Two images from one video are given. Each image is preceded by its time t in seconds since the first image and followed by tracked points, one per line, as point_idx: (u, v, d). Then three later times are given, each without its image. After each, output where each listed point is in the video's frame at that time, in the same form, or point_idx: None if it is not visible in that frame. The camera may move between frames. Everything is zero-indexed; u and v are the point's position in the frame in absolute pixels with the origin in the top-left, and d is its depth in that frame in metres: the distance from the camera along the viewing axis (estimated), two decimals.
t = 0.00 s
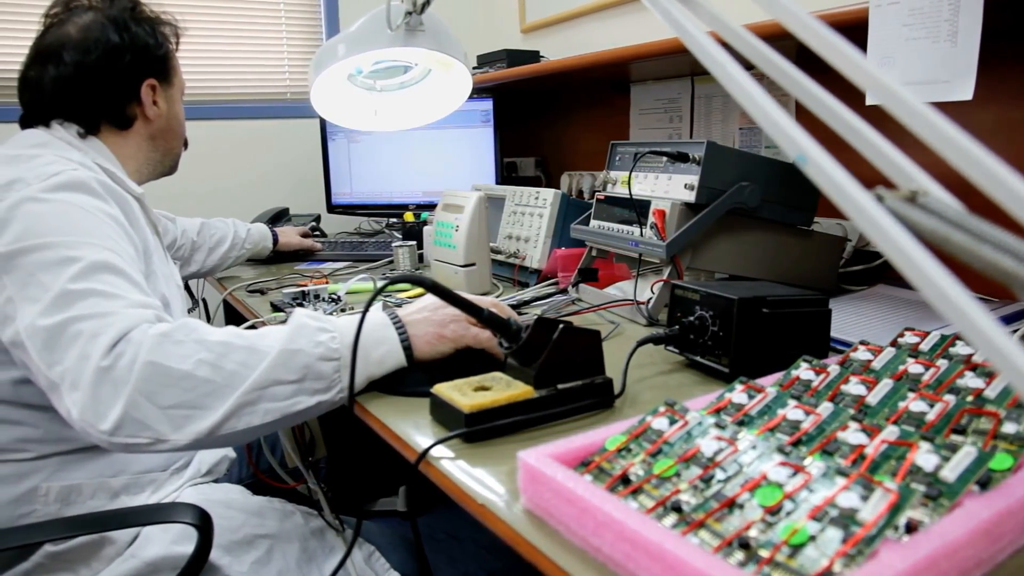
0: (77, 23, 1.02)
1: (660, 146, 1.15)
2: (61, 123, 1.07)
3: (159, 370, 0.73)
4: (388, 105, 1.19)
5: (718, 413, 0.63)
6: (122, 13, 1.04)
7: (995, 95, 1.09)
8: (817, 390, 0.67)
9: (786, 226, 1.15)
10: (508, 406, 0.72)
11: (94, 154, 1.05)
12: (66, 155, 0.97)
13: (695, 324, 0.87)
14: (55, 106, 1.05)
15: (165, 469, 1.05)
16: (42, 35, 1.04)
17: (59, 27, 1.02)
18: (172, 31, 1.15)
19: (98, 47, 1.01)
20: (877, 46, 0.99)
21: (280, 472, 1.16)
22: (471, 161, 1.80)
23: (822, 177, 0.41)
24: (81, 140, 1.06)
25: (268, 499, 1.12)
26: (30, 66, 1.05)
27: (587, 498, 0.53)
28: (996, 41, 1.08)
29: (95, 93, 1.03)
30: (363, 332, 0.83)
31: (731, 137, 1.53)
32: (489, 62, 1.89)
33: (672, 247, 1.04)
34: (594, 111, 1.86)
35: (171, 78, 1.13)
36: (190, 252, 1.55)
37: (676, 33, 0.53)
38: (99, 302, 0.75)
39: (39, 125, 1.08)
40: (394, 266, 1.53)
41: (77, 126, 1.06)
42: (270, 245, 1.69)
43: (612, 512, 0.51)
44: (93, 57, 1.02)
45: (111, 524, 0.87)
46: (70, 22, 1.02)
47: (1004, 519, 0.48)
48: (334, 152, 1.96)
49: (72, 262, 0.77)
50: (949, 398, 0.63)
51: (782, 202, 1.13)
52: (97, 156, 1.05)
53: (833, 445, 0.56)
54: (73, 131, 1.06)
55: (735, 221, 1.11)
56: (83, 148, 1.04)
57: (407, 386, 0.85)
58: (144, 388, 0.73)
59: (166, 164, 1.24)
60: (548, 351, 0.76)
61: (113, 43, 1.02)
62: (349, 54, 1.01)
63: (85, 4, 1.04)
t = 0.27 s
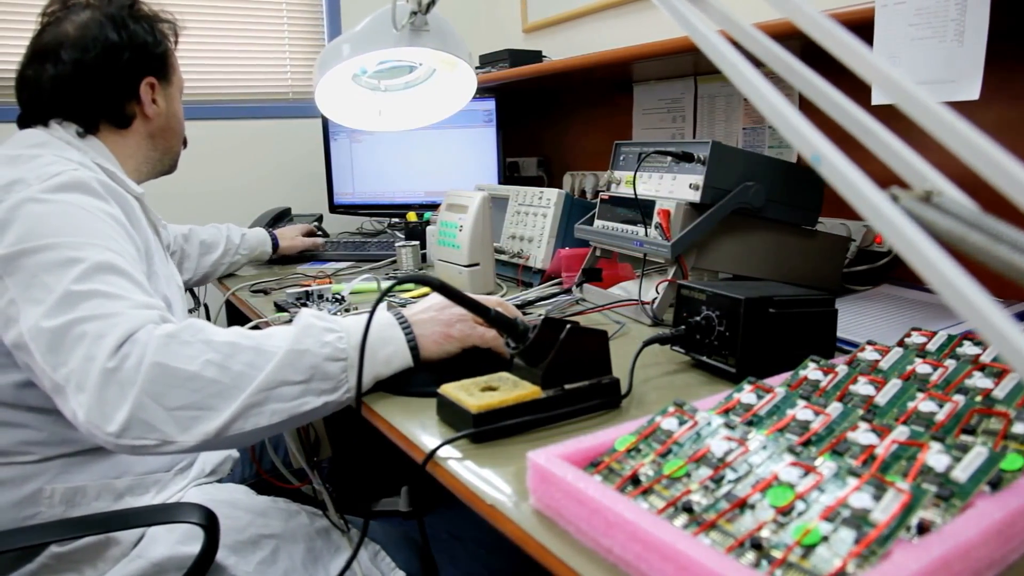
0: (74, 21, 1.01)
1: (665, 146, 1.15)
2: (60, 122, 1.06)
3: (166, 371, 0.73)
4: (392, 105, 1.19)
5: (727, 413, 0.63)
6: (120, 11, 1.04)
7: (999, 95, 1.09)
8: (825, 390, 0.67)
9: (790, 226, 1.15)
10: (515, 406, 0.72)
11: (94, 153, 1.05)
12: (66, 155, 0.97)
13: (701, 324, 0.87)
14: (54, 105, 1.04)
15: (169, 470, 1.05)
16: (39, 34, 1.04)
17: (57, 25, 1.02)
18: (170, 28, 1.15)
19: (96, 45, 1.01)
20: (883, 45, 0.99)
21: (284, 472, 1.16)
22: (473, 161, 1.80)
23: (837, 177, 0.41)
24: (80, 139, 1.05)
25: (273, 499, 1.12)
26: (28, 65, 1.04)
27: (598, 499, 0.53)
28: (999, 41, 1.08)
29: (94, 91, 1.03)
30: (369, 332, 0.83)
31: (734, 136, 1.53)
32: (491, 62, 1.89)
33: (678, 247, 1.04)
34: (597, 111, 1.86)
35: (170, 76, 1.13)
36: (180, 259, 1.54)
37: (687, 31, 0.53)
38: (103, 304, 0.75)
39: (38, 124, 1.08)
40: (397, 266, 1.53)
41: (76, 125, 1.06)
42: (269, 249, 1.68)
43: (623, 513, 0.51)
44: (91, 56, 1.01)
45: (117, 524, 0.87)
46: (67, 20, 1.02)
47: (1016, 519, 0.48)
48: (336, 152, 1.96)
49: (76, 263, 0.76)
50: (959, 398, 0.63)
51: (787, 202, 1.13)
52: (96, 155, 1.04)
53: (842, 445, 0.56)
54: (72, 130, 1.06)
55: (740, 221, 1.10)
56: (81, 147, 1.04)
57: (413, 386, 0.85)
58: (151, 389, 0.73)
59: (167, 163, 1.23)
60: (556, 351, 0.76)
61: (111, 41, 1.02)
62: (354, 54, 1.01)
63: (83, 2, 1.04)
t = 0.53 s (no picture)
0: (68, 18, 0.99)
1: (669, 145, 1.15)
2: (56, 122, 1.05)
3: (174, 377, 0.73)
4: (397, 105, 1.19)
5: (735, 413, 0.63)
6: (115, 7, 1.02)
7: (1003, 94, 1.09)
8: (833, 390, 0.67)
9: (795, 226, 1.15)
10: (522, 407, 0.72)
11: (90, 154, 1.03)
12: (63, 156, 0.95)
13: (707, 324, 0.87)
14: (49, 104, 1.03)
15: (172, 471, 1.05)
16: (32, 31, 1.01)
17: (51, 22, 1.00)
18: (166, 22, 1.13)
19: (91, 43, 0.99)
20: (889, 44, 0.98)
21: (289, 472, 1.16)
22: (476, 161, 1.80)
23: (851, 178, 0.41)
24: (77, 139, 1.04)
25: (277, 499, 1.12)
26: (22, 63, 1.02)
27: (608, 499, 0.53)
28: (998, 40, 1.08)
29: (89, 89, 1.01)
30: (375, 334, 0.83)
31: (737, 135, 1.52)
32: (493, 62, 1.89)
33: (683, 246, 1.04)
34: (599, 111, 1.86)
35: (166, 72, 1.11)
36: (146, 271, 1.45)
37: (697, 31, 0.53)
38: (108, 310, 0.74)
39: (34, 124, 1.07)
40: (400, 266, 1.53)
41: (73, 125, 1.05)
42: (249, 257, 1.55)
43: (634, 513, 0.51)
44: (86, 54, 0.99)
45: (122, 525, 0.86)
46: (61, 17, 1.00)
47: None
48: (338, 152, 1.96)
49: (79, 269, 0.76)
50: (967, 398, 0.63)
51: (792, 202, 1.13)
52: (93, 156, 1.03)
53: (852, 445, 0.56)
54: (69, 130, 1.04)
55: (745, 221, 1.10)
56: (79, 148, 1.03)
57: (419, 386, 0.85)
58: (159, 396, 0.73)
59: (165, 161, 1.21)
60: (563, 351, 0.76)
61: (106, 39, 1.00)
62: (359, 54, 1.00)
63: None
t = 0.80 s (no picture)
0: (58, 15, 0.97)
1: (674, 145, 1.14)
2: (47, 122, 1.03)
3: (182, 386, 0.74)
4: (402, 105, 1.19)
5: (746, 414, 0.63)
6: (106, 3, 1.00)
7: (1009, 94, 1.09)
8: (843, 390, 0.67)
9: (801, 226, 1.14)
10: (531, 407, 0.72)
11: (83, 154, 1.01)
12: (53, 159, 0.93)
13: (715, 324, 0.87)
14: (40, 103, 1.01)
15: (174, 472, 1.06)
16: (21, 28, 0.99)
17: (41, 19, 0.98)
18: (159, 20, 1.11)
19: (81, 41, 0.97)
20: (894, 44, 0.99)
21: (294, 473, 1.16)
22: (479, 161, 1.80)
23: (869, 177, 0.41)
24: (68, 140, 1.02)
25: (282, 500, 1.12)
26: (12, 62, 1.01)
27: (621, 500, 0.52)
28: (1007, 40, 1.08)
29: (81, 88, 0.99)
30: (382, 336, 0.83)
31: (740, 135, 1.52)
32: (496, 61, 1.89)
33: (688, 247, 1.04)
34: (602, 111, 1.85)
35: (160, 69, 1.09)
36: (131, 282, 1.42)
37: (710, 30, 0.53)
38: (112, 318, 0.75)
39: (25, 124, 1.05)
40: (403, 266, 1.53)
41: (64, 125, 1.03)
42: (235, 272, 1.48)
43: (647, 514, 0.50)
44: (77, 51, 0.98)
45: (126, 527, 0.86)
46: (51, 14, 0.98)
47: None
48: (341, 152, 1.96)
49: (79, 276, 0.76)
50: (979, 398, 0.62)
51: (797, 202, 1.13)
52: (86, 157, 1.01)
53: (864, 445, 0.56)
54: (61, 130, 1.02)
55: (751, 221, 1.10)
56: (71, 147, 1.01)
57: (426, 386, 0.85)
58: (169, 405, 0.74)
59: (158, 160, 1.19)
60: (571, 351, 0.76)
61: (98, 36, 0.98)
62: (364, 53, 1.00)
63: None
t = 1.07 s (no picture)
0: (57, 13, 0.93)
1: (680, 145, 1.14)
2: (45, 122, 0.98)
3: (191, 394, 0.75)
4: (406, 105, 1.18)
5: (755, 414, 0.63)
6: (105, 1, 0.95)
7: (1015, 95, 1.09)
8: (852, 390, 0.67)
9: (805, 226, 1.14)
10: (539, 408, 0.72)
11: (82, 156, 0.96)
12: (54, 162, 0.90)
13: (721, 324, 0.87)
14: (37, 103, 0.96)
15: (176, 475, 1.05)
16: (20, 26, 0.95)
17: (39, 17, 0.93)
18: (160, 18, 1.06)
19: (82, 40, 0.93)
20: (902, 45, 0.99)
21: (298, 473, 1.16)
22: (481, 161, 1.80)
23: (886, 177, 0.41)
24: (68, 141, 0.97)
25: (286, 500, 1.12)
26: (9, 60, 0.95)
27: (633, 500, 0.52)
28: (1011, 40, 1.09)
29: (81, 89, 0.94)
30: (388, 338, 0.83)
31: (744, 135, 1.52)
32: (498, 61, 1.89)
33: (694, 247, 1.03)
34: (605, 110, 1.85)
35: (161, 69, 1.04)
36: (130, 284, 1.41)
37: (721, 30, 0.52)
38: (117, 326, 0.75)
39: (21, 124, 0.99)
40: (407, 266, 1.53)
41: (63, 126, 0.97)
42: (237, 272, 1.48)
43: (660, 515, 0.50)
44: (77, 51, 0.93)
45: (131, 530, 0.86)
46: (50, 12, 0.93)
47: None
48: (343, 153, 1.96)
49: (83, 283, 0.76)
50: (988, 398, 0.62)
51: (802, 202, 1.13)
52: (86, 159, 0.96)
53: (875, 445, 0.56)
54: (59, 131, 0.97)
55: (756, 221, 1.10)
56: (69, 151, 0.96)
57: (433, 387, 0.85)
58: (177, 413, 0.75)
59: (158, 161, 1.13)
60: (579, 352, 0.75)
61: (98, 36, 0.93)
62: (369, 53, 1.00)
63: None
